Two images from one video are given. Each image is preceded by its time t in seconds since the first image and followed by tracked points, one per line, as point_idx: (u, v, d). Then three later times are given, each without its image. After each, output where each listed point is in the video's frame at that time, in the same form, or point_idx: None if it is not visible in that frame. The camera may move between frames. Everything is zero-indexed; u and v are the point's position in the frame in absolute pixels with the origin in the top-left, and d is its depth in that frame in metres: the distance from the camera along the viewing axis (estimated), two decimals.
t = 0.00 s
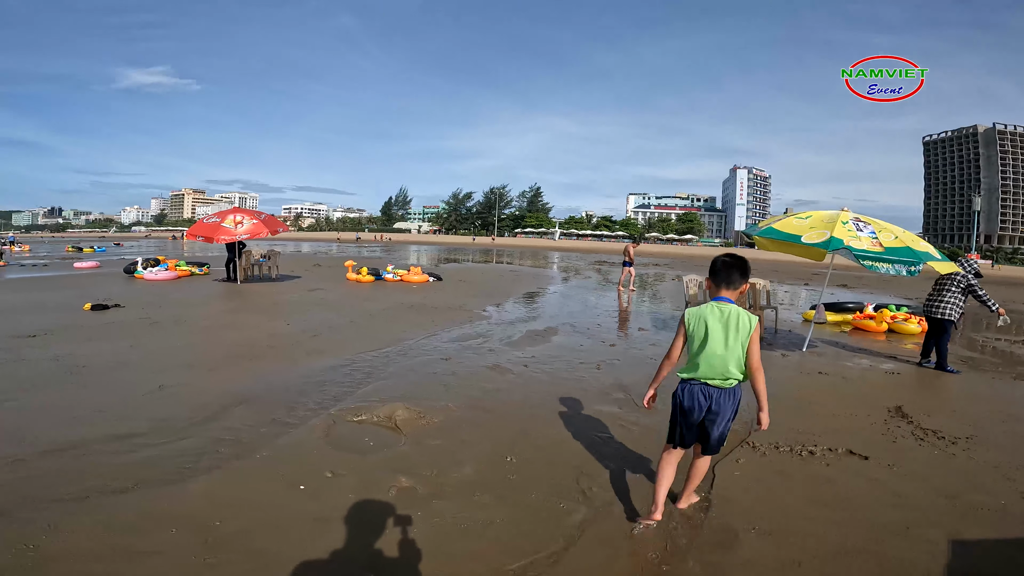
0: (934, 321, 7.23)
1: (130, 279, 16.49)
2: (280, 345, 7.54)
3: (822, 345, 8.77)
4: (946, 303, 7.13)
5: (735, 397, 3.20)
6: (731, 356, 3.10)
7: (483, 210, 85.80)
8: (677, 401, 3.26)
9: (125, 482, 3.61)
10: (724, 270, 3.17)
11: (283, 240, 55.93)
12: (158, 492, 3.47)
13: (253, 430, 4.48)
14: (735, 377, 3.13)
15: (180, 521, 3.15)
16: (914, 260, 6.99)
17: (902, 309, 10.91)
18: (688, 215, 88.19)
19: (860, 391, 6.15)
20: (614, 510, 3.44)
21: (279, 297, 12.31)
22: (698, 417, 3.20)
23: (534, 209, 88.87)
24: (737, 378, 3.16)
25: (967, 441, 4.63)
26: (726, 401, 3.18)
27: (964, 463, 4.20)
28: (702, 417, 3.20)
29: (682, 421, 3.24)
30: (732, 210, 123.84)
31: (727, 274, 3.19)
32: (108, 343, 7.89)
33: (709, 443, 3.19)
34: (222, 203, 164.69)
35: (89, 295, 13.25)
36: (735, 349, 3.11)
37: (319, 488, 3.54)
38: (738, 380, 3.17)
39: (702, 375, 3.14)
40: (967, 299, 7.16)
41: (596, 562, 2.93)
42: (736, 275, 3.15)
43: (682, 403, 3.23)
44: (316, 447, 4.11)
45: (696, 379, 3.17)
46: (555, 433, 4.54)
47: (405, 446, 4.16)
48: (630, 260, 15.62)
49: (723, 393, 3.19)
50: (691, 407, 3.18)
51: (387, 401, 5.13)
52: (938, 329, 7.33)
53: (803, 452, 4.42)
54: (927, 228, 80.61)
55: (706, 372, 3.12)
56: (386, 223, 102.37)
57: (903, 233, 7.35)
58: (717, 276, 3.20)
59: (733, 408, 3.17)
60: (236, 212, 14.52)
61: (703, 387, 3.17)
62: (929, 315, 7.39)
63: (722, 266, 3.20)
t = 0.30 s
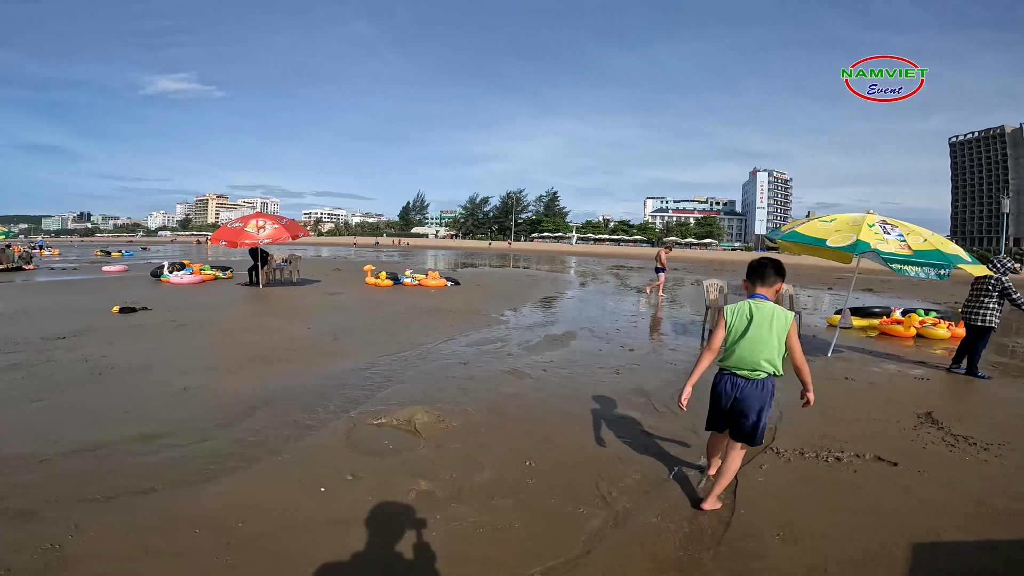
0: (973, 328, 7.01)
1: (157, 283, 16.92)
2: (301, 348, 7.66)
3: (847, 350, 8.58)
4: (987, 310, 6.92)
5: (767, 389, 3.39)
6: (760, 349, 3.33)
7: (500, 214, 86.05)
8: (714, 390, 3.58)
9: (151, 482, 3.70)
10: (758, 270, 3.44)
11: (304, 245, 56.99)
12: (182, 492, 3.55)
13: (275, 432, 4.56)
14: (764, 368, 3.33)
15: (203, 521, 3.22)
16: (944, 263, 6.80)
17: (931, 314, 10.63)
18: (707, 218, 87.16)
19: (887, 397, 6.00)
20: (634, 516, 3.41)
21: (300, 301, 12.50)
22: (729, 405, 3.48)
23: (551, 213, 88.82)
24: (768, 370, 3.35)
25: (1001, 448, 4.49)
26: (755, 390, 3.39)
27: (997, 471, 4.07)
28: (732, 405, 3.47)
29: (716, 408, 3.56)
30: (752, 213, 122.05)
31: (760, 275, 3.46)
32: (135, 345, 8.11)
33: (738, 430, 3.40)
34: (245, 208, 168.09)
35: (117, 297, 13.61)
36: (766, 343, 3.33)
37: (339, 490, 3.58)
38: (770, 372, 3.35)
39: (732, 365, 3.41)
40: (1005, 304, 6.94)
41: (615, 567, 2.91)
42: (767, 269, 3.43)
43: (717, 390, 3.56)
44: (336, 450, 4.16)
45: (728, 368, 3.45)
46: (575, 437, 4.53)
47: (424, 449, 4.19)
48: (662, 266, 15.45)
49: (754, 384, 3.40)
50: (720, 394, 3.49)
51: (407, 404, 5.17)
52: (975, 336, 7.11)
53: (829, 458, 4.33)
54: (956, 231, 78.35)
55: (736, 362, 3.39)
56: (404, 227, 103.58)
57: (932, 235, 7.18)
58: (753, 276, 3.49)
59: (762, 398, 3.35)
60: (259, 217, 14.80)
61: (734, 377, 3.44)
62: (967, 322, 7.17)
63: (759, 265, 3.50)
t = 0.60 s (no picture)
0: (1013, 335, 6.75)
1: (183, 286, 17.35)
2: (323, 351, 7.77)
3: (875, 356, 8.37)
4: None
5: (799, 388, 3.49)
6: (792, 349, 3.44)
7: (518, 218, 86.19)
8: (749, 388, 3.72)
9: (177, 483, 3.78)
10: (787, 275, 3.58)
11: (325, 249, 57.92)
12: (207, 494, 3.63)
13: (298, 435, 4.62)
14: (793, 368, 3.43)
15: (227, 523, 3.28)
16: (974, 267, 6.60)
17: (962, 319, 10.32)
18: (727, 222, 86.05)
19: (917, 403, 5.84)
20: (655, 522, 3.37)
21: (321, 304, 12.68)
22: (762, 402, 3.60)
23: (568, 217, 88.67)
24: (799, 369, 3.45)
25: None
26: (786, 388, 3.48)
27: None
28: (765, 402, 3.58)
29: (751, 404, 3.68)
30: (774, 216, 120.07)
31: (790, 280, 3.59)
32: (163, 347, 8.32)
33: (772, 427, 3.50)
34: (267, 213, 171.68)
35: (145, 300, 14.00)
36: (798, 344, 3.44)
37: (360, 493, 3.61)
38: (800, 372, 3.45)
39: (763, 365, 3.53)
40: None
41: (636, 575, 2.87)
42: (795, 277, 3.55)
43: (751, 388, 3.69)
44: (357, 453, 4.21)
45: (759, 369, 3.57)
46: (595, 443, 4.50)
47: (443, 453, 4.21)
48: (695, 271, 15.31)
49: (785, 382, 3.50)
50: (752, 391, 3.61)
51: (426, 409, 5.20)
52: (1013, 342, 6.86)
53: (856, 464, 4.23)
54: (987, 234, 75.93)
55: (767, 362, 3.50)
56: (423, 231, 104.51)
57: (963, 239, 6.97)
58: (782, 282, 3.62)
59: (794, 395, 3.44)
60: (281, 222, 15.09)
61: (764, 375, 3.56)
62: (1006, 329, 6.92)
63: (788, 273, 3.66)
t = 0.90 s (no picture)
0: None
1: (208, 289, 17.75)
2: (343, 355, 7.87)
3: (902, 362, 8.16)
4: None
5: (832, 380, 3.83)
6: (830, 345, 3.75)
7: (535, 222, 86.22)
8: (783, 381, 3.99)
9: (202, 484, 3.86)
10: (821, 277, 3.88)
11: (346, 252, 58.78)
12: (231, 495, 3.70)
13: (320, 437, 4.69)
14: (831, 362, 3.76)
15: (250, 525, 3.34)
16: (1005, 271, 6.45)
17: (995, 324, 10.00)
18: (747, 226, 84.80)
19: (948, 410, 5.67)
20: (676, 529, 3.33)
21: (342, 308, 12.85)
22: (800, 395, 3.88)
23: (586, 221, 88.36)
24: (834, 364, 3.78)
25: None
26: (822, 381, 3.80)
27: None
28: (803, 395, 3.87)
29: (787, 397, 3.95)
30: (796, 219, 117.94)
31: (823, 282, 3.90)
32: (189, 349, 8.53)
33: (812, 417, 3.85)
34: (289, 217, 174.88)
35: (172, 303, 14.38)
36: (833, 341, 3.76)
37: (380, 496, 3.64)
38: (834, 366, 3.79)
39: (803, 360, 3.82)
40: None
41: None
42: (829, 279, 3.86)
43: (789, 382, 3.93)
44: (377, 456, 4.25)
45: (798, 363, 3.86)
46: (615, 448, 4.47)
47: (463, 457, 4.23)
48: (728, 276, 15.14)
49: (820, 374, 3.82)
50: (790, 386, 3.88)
51: (446, 412, 5.23)
52: None
53: (884, 471, 4.13)
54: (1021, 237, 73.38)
55: (807, 357, 3.80)
56: (441, 235, 105.17)
57: (994, 242, 6.79)
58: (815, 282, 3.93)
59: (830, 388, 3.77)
60: (303, 226, 15.33)
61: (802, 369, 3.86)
62: None
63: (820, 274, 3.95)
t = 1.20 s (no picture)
0: None
1: (227, 292, 18.05)
2: (360, 357, 7.95)
3: (926, 367, 7.99)
4: None
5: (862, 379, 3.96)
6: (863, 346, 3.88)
7: (549, 225, 86.19)
8: (813, 380, 4.08)
9: (223, 486, 3.93)
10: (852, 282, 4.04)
11: (361, 256, 59.39)
12: (251, 497, 3.76)
13: (337, 440, 4.75)
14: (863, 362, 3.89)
15: (270, 526, 3.39)
16: None
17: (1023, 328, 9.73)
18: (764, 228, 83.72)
19: (974, 415, 5.54)
20: (694, 534, 3.30)
21: (358, 311, 12.99)
22: (832, 394, 3.97)
23: (600, 224, 88.06)
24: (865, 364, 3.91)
25: None
26: (854, 380, 3.92)
27: None
28: (835, 393, 3.97)
29: (818, 396, 4.05)
30: (814, 221, 116.12)
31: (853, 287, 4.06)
32: (210, 351, 8.69)
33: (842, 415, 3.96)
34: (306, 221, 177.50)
35: (193, 305, 14.66)
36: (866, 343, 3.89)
37: (397, 499, 3.68)
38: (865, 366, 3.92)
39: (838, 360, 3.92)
40: None
41: None
42: (862, 284, 4.03)
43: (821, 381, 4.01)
44: (394, 459, 4.29)
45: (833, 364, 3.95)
46: (631, 452, 4.45)
47: (479, 461, 4.25)
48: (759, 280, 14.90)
49: (851, 374, 3.95)
50: (823, 384, 3.96)
51: (462, 416, 5.25)
52: None
53: (907, 476, 4.06)
54: None
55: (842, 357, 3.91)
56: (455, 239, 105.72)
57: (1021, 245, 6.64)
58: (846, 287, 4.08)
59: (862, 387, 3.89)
60: (320, 230, 15.54)
61: (834, 368, 3.96)
62: None
63: (849, 279, 4.13)
